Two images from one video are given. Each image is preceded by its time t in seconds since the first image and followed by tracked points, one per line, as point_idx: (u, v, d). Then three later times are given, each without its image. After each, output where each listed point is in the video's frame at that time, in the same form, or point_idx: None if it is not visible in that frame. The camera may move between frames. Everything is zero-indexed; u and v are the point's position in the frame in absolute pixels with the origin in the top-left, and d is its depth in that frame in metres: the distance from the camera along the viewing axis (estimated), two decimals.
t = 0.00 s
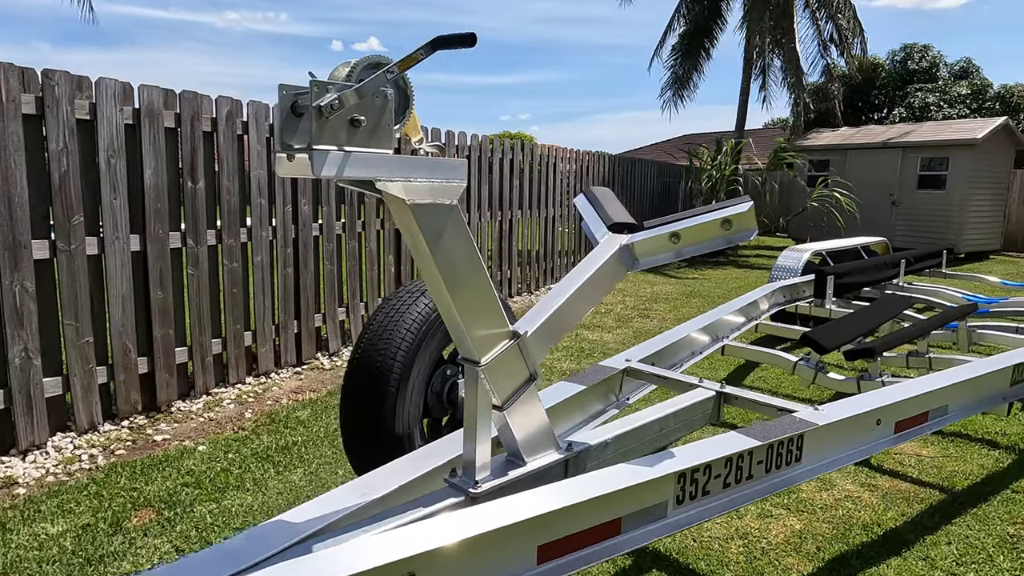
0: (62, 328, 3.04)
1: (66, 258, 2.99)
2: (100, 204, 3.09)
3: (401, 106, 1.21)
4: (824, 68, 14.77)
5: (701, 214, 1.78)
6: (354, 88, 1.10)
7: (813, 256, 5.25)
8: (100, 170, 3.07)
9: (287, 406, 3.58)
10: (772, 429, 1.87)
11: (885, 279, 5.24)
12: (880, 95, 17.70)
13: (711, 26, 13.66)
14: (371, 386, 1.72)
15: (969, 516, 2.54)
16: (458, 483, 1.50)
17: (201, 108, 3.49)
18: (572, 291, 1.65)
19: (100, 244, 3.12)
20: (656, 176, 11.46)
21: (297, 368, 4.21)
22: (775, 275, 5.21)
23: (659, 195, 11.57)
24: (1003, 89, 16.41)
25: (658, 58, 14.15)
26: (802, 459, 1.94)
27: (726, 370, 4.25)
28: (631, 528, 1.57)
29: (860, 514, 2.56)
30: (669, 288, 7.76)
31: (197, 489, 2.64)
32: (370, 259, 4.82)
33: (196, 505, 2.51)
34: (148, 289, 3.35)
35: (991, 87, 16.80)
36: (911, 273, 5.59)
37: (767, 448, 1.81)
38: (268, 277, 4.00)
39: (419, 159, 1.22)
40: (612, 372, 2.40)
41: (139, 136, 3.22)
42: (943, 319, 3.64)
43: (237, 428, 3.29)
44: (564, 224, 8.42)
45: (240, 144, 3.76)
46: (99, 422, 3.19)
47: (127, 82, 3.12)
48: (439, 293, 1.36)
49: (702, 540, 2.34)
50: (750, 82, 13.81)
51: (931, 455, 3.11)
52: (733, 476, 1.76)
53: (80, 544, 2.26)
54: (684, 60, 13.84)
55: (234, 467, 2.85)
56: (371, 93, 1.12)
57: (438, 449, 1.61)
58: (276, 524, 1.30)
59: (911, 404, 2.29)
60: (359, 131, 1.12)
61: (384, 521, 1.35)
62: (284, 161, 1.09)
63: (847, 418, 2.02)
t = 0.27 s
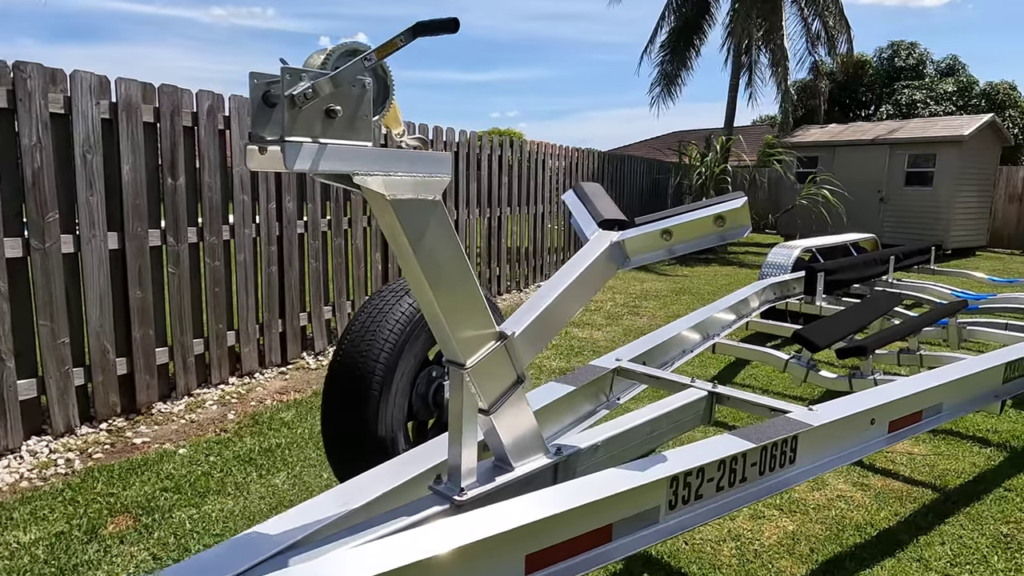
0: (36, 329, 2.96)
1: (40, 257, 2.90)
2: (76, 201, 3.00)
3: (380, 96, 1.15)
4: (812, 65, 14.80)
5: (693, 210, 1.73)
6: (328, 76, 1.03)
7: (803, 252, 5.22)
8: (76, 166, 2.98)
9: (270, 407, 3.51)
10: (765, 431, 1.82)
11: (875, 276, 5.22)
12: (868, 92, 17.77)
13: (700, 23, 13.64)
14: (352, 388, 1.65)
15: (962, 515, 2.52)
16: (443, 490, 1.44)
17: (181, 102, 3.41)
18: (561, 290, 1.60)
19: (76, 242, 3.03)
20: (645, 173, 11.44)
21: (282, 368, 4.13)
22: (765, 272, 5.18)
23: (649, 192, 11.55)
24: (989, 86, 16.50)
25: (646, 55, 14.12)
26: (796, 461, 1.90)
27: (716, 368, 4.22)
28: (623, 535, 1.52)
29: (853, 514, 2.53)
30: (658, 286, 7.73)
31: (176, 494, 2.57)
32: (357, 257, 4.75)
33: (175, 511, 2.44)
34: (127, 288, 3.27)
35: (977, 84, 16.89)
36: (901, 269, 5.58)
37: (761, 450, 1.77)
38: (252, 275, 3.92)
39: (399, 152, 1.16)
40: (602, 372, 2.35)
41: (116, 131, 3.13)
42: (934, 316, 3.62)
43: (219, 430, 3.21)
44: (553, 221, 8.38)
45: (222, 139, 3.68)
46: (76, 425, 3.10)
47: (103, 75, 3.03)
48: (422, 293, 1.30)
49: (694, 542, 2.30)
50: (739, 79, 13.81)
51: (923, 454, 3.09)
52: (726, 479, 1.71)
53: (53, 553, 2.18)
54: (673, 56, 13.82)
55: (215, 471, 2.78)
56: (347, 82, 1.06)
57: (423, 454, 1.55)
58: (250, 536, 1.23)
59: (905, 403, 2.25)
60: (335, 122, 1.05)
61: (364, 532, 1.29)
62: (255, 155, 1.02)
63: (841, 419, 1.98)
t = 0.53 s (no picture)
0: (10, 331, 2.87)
1: (13, 256, 2.82)
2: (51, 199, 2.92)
3: (354, 88, 1.10)
4: (800, 62, 14.82)
5: (683, 208, 1.68)
6: (298, 66, 0.98)
7: (793, 250, 5.20)
8: (50, 162, 2.90)
9: (254, 408, 3.44)
10: (757, 433, 1.78)
11: (864, 273, 5.21)
12: (856, 90, 17.83)
13: (689, 20, 13.62)
14: (332, 392, 1.60)
15: (954, 515, 2.49)
16: (426, 498, 1.39)
17: (160, 98, 3.33)
18: (547, 291, 1.55)
19: (51, 241, 2.95)
20: (635, 170, 11.41)
21: (266, 368, 4.06)
22: (755, 270, 5.16)
23: (638, 189, 11.52)
24: (976, 83, 16.59)
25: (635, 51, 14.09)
26: (788, 463, 1.86)
27: (706, 366, 4.19)
28: (611, 543, 1.47)
29: (844, 515, 2.50)
30: (648, 283, 7.70)
31: (155, 500, 2.50)
32: (343, 255, 4.68)
33: (153, 517, 2.37)
34: (105, 288, 3.19)
35: (964, 81, 16.98)
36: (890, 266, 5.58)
37: (752, 453, 1.73)
38: (235, 274, 3.85)
39: (375, 147, 1.11)
40: (590, 373, 2.30)
41: (93, 127, 3.05)
42: (924, 313, 3.60)
43: (200, 433, 3.14)
44: (543, 219, 8.33)
45: (203, 135, 3.60)
46: (53, 429, 3.03)
47: (79, 69, 2.95)
48: (402, 295, 1.25)
49: (684, 546, 2.26)
50: (728, 75, 13.80)
51: (914, 452, 3.07)
52: (717, 483, 1.67)
53: (25, 562, 2.11)
54: (662, 53, 13.80)
55: (196, 475, 2.71)
56: (318, 73, 1.01)
57: (404, 460, 1.50)
58: (221, 550, 1.18)
59: (897, 403, 2.22)
60: (305, 116, 1.00)
61: (342, 544, 1.24)
62: (221, 150, 0.96)
63: (834, 420, 1.95)
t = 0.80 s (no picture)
0: None
1: None
2: (35, 196, 2.88)
3: (342, 81, 1.08)
4: (791, 59, 14.86)
5: (676, 204, 1.67)
6: (283, 58, 0.95)
7: (784, 246, 5.21)
8: (34, 159, 2.85)
9: (243, 407, 3.41)
10: (750, 431, 1.77)
11: (855, 270, 5.22)
12: (846, 87, 17.90)
13: (680, 17, 13.61)
14: (322, 392, 1.57)
15: (946, 511, 2.50)
16: (418, 499, 1.37)
17: (147, 93, 3.28)
18: (539, 288, 1.53)
19: (36, 238, 2.91)
20: (626, 167, 11.41)
21: (256, 367, 4.03)
22: (746, 267, 5.16)
23: (630, 186, 11.52)
24: (964, 80, 16.68)
25: (627, 48, 14.09)
26: (782, 460, 1.85)
27: (698, 363, 4.18)
28: (605, 542, 1.46)
29: (837, 511, 2.50)
30: (640, 280, 7.70)
31: (142, 501, 2.47)
32: (333, 253, 4.64)
33: (140, 518, 2.34)
34: (90, 286, 3.15)
35: (953, 78, 17.07)
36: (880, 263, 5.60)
37: (746, 451, 1.71)
38: (223, 272, 3.81)
39: (364, 141, 1.09)
40: (583, 370, 2.29)
41: (77, 123, 3.00)
42: (915, 310, 3.61)
43: (189, 433, 3.11)
44: (534, 216, 8.31)
45: (190, 132, 3.55)
46: (38, 429, 2.98)
47: (62, 63, 2.90)
48: (392, 292, 1.23)
49: (678, 544, 2.25)
50: (719, 73, 13.82)
51: (906, 449, 3.07)
52: (711, 481, 1.66)
53: (9, 565, 2.08)
54: (654, 50, 13.79)
55: (185, 475, 2.68)
56: (304, 64, 0.98)
57: (396, 460, 1.48)
58: (209, 554, 1.15)
59: (890, 400, 2.22)
60: (292, 109, 0.97)
61: (332, 546, 1.22)
62: (205, 144, 0.94)
63: (828, 417, 1.94)
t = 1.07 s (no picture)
0: None
1: None
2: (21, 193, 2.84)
3: (332, 74, 1.06)
4: (782, 57, 14.90)
5: (670, 199, 1.66)
6: (272, 49, 0.94)
7: (776, 243, 5.22)
8: (20, 155, 2.82)
9: (234, 406, 3.38)
10: (744, 427, 1.77)
11: (846, 266, 5.24)
12: (836, 85, 17.97)
13: (672, 14, 13.61)
14: (312, 390, 1.56)
15: (936, 506, 2.51)
16: (410, 497, 1.35)
17: (134, 89, 3.25)
18: (532, 284, 1.52)
19: (22, 236, 2.87)
20: (618, 164, 11.42)
21: (247, 366, 4.00)
22: (738, 263, 5.17)
23: (622, 184, 11.53)
24: (954, 77, 16.77)
25: (619, 46, 14.08)
26: (775, 456, 1.85)
27: (691, 360, 4.19)
28: (598, 540, 1.45)
29: (829, 507, 2.50)
30: (632, 277, 7.70)
31: (132, 501, 2.45)
32: (324, 250, 4.62)
33: (129, 518, 2.32)
34: (78, 284, 3.11)
35: (942, 75, 17.16)
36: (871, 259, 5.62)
37: (740, 447, 1.71)
38: (213, 269, 3.78)
39: (354, 135, 1.07)
40: (576, 367, 2.28)
41: (64, 119, 2.97)
42: (906, 306, 3.63)
43: (179, 432, 3.08)
44: (527, 213, 8.30)
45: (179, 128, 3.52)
46: (25, 429, 2.95)
47: (48, 59, 2.86)
48: (383, 289, 1.21)
49: (671, 540, 2.25)
50: (711, 70, 13.84)
51: (897, 444, 3.08)
52: (705, 477, 1.65)
53: None
54: (646, 48, 13.79)
55: (175, 475, 2.65)
56: (293, 56, 0.96)
57: (388, 459, 1.46)
58: (198, 554, 1.14)
59: (882, 395, 2.22)
60: (281, 102, 0.96)
61: (323, 545, 1.21)
62: (192, 138, 0.92)
63: (820, 413, 1.94)
